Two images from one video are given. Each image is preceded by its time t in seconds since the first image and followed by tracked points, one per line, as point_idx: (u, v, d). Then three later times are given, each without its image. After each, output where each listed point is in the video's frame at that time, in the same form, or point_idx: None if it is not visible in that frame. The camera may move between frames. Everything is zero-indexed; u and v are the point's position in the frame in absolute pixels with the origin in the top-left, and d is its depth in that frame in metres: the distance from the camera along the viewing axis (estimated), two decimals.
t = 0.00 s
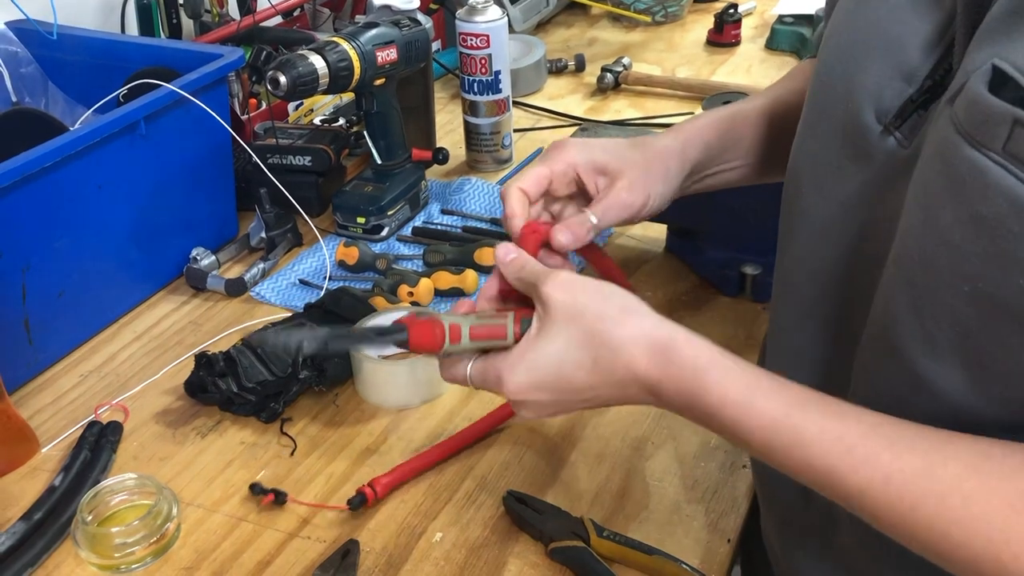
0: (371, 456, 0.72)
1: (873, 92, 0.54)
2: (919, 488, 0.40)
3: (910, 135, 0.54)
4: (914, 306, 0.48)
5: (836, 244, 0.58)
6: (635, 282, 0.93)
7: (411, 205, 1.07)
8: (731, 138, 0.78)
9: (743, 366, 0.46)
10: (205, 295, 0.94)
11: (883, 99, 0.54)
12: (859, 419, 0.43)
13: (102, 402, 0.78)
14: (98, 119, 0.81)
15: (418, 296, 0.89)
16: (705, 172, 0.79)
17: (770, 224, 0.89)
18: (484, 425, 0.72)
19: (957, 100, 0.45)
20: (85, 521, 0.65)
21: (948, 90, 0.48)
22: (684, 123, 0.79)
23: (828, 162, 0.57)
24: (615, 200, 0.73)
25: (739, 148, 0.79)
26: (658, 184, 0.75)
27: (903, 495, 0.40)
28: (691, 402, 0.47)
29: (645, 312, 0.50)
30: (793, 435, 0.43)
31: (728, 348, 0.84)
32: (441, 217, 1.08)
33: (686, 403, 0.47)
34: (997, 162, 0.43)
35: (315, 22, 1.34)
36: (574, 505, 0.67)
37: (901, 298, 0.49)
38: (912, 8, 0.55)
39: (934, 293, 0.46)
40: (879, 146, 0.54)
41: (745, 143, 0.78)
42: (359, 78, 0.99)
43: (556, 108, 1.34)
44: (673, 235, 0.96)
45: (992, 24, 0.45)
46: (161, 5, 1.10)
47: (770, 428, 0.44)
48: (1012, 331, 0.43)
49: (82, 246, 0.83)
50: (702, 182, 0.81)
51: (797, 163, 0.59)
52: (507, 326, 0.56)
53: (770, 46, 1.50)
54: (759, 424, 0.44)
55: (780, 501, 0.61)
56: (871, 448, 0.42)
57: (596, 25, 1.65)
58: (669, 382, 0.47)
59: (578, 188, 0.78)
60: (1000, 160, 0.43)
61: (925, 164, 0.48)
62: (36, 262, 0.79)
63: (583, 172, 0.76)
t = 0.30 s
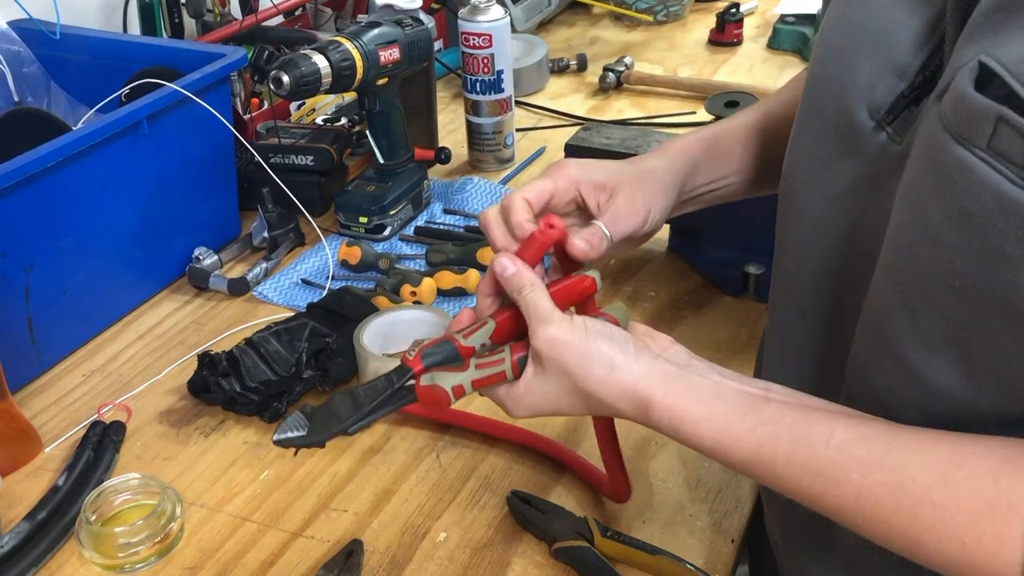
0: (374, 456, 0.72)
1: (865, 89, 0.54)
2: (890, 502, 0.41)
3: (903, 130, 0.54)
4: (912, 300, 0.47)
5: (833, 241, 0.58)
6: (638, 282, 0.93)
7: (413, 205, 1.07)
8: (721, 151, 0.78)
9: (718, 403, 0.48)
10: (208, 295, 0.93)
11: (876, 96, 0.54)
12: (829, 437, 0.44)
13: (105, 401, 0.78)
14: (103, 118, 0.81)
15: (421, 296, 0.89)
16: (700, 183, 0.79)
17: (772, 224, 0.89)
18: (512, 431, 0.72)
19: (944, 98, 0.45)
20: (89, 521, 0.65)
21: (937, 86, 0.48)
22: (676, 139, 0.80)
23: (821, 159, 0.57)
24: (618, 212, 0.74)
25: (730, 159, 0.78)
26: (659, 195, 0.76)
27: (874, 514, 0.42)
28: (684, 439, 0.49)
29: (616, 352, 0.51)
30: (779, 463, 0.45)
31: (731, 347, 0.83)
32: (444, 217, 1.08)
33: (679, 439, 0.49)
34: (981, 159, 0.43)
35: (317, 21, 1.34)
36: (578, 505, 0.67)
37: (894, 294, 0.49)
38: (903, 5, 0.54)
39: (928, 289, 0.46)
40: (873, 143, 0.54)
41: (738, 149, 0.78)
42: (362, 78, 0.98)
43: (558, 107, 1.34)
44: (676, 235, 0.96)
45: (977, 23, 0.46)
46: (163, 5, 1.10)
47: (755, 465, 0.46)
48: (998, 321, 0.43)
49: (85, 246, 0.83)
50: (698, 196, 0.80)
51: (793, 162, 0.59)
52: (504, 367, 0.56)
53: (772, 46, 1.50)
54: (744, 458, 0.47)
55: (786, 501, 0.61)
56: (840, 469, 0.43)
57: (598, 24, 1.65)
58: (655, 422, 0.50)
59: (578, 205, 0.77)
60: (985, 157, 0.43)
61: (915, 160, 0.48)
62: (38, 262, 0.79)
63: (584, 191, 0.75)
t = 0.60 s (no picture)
0: (377, 457, 0.72)
1: (861, 90, 0.54)
2: (892, 490, 0.41)
3: (898, 130, 0.54)
4: (913, 300, 0.47)
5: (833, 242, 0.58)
6: (640, 282, 0.93)
7: (415, 205, 1.07)
8: (684, 165, 0.79)
9: (721, 390, 0.49)
10: (210, 295, 0.94)
11: (871, 96, 0.54)
12: (833, 426, 0.44)
13: (108, 402, 0.78)
14: (105, 120, 0.81)
15: (423, 296, 0.89)
16: (660, 198, 0.79)
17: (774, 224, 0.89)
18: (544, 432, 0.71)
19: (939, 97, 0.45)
20: (92, 521, 0.65)
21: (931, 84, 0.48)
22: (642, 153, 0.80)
23: (818, 159, 0.57)
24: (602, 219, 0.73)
25: (704, 169, 0.78)
26: (630, 206, 0.76)
27: (866, 494, 0.42)
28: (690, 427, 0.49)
29: (625, 343, 0.52)
30: (786, 451, 0.45)
31: (733, 348, 0.84)
32: (446, 217, 1.07)
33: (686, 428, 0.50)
34: (978, 158, 0.43)
35: (319, 22, 1.34)
36: (581, 506, 0.67)
37: (895, 293, 0.49)
38: (895, 5, 0.54)
39: (929, 289, 0.46)
40: (868, 143, 0.54)
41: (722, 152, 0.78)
42: (364, 78, 0.99)
43: (559, 108, 1.34)
44: (678, 235, 0.96)
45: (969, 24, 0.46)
46: (165, 5, 1.10)
47: (759, 451, 0.46)
48: (998, 316, 0.43)
49: (88, 247, 0.83)
50: (659, 210, 0.80)
51: (789, 164, 0.59)
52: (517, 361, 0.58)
53: (774, 47, 1.50)
54: (749, 443, 0.47)
55: (790, 501, 0.61)
56: (842, 455, 0.43)
57: (599, 25, 1.65)
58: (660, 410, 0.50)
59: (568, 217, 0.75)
60: (982, 156, 0.43)
61: (912, 159, 0.48)
62: (41, 262, 0.79)
63: (580, 202, 0.74)
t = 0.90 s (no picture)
0: (377, 458, 0.72)
1: (850, 86, 0.54)
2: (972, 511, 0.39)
3: (888, 122, 0.53)
4: (917, 293, 0.48)
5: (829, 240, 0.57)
6: (641, 283, 0.93)
7: (416, 206, 1.07)
8: (648, 162, 0.79)
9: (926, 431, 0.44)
10: (211, 296, 0.93)
11: (859, 91, 0.54)
12: (953, 453, 0.43)
13: (109, 402, 0.78)
14: (104, 121, 0.81)
15: (424, 297, 0.89)
16: (617, 193, 0.80)
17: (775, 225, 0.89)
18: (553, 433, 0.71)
19: (943, 87, 0.47)
20: (93, 522, 0.65)
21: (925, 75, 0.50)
22: (599, 147, 0.80)
23: (813, 157, 0.57)
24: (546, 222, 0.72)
25: (689, 162, 0.79)
26: (580, 207, 0.76)
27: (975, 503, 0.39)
28: (898, 487, 0.43)
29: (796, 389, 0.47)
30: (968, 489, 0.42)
31: (734, 348, 0.83)
32: (447, 218, 1.07)
33: (900, 488, 0.43)
34: (991, 145, 0.44)
35: (319, 22, 1.34)
36: (582, 507, 0.67)
37: (899, 287, 0.49)
38: (880, 4, 0.55)
39: (933, 281, 0.47)
40: (858, 136, 0.54)
41: (704, 147, 0.78)
42: (365, 79, 0.98)
43: (560, 109, 1.34)
44: (679, 236, 0.96)
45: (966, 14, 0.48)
46: (165, 6, 1.10)
47: (982, 500, 0.42)
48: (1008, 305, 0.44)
49: (90, 247, 0.83)
50: (619, 203, 0.81)
51: (784, 162, 0.59)
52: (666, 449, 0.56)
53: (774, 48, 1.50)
54: (974, 492, 0.42)
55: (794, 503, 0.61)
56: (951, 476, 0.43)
57: (600, 26, 1.65)
58: (880, 466, 0.43)
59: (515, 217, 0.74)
60: (995, 143, 0.44)
61: (913, 151, 0.48)
62: (42, 262, 0.79)
63: (527, 203, 0.73)
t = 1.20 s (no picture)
0: (378, 459, 0.72)
1: (845, 88, 0.54)
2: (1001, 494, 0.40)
3: (885, 123, 0.53)
4: (923, 288, 0.48)
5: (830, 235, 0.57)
6: (641, 285, 0.93)
7: (417, 207, 1.07)
8: (649, 178, 0.79)
9: None
10: (212, 297, 0.94)
11: (855, 93, 0.54)
12: None
13: (110, 403, 0.79)
14: (107, 122, 0.82)
15: (425, 298, 0.89)
16: (618, 211, 0.80)
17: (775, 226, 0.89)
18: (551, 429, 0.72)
19: (946, 84, 0.47)
20: (95, 522, 0.65)
21: (923, 74, 0.50)
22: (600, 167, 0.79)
23: (813, 158, 0.58)
24: (553, 248, 0.72)
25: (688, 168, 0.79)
26: (585, 229, 0.75)
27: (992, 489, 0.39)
28: (985, 439, 0.45)
29: (895, 342, 0.48)
30: None
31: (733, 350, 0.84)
32: (448, 219, 1.08)
33: (988, 442, 0.45)
34: (1000, 141, 0.44)
35: (321, 24, 1.34)
36: (581, 508, 0.67)
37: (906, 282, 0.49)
38: (875, 7, 0.56)
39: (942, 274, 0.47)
40: (853, 137, 0.54)
41: (695, 155, 0.78)
42: (366, 81, 0.99)
43: (560, 110, 1.34)
44: (679, 238, 0.96)
45: (965, 11, 0.49)
46: (167, 8, 1.10)
47: None
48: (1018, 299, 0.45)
49: (92, 248, 0.84)
50: (620, 219, 0.81)
51: (780, 163, 0.60)
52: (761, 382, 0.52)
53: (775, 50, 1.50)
54: None
55: (794, 505, 0.61)
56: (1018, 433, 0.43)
57: (601, 27, 1.65)
58: (959, 424, 0.45)
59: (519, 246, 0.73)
60: (1004, 138, 0.44)
61: (913, 146, 0.49)
62: (45, 263, 0.79)
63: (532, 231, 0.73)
